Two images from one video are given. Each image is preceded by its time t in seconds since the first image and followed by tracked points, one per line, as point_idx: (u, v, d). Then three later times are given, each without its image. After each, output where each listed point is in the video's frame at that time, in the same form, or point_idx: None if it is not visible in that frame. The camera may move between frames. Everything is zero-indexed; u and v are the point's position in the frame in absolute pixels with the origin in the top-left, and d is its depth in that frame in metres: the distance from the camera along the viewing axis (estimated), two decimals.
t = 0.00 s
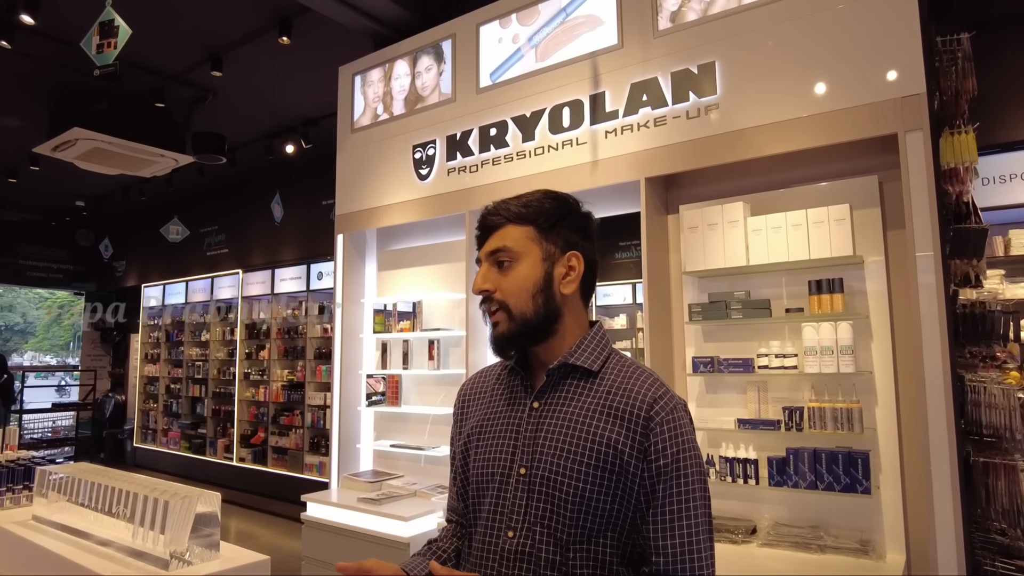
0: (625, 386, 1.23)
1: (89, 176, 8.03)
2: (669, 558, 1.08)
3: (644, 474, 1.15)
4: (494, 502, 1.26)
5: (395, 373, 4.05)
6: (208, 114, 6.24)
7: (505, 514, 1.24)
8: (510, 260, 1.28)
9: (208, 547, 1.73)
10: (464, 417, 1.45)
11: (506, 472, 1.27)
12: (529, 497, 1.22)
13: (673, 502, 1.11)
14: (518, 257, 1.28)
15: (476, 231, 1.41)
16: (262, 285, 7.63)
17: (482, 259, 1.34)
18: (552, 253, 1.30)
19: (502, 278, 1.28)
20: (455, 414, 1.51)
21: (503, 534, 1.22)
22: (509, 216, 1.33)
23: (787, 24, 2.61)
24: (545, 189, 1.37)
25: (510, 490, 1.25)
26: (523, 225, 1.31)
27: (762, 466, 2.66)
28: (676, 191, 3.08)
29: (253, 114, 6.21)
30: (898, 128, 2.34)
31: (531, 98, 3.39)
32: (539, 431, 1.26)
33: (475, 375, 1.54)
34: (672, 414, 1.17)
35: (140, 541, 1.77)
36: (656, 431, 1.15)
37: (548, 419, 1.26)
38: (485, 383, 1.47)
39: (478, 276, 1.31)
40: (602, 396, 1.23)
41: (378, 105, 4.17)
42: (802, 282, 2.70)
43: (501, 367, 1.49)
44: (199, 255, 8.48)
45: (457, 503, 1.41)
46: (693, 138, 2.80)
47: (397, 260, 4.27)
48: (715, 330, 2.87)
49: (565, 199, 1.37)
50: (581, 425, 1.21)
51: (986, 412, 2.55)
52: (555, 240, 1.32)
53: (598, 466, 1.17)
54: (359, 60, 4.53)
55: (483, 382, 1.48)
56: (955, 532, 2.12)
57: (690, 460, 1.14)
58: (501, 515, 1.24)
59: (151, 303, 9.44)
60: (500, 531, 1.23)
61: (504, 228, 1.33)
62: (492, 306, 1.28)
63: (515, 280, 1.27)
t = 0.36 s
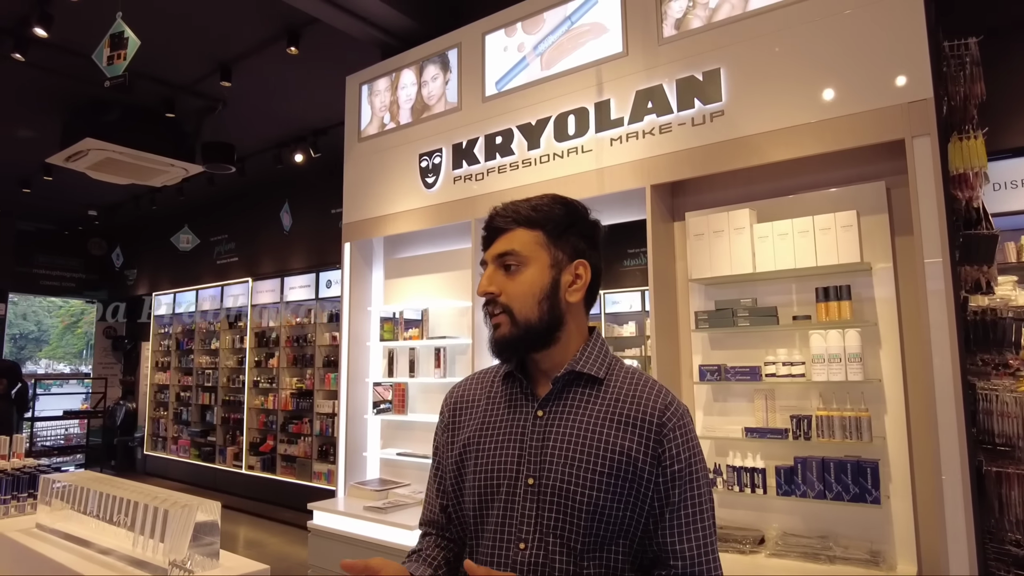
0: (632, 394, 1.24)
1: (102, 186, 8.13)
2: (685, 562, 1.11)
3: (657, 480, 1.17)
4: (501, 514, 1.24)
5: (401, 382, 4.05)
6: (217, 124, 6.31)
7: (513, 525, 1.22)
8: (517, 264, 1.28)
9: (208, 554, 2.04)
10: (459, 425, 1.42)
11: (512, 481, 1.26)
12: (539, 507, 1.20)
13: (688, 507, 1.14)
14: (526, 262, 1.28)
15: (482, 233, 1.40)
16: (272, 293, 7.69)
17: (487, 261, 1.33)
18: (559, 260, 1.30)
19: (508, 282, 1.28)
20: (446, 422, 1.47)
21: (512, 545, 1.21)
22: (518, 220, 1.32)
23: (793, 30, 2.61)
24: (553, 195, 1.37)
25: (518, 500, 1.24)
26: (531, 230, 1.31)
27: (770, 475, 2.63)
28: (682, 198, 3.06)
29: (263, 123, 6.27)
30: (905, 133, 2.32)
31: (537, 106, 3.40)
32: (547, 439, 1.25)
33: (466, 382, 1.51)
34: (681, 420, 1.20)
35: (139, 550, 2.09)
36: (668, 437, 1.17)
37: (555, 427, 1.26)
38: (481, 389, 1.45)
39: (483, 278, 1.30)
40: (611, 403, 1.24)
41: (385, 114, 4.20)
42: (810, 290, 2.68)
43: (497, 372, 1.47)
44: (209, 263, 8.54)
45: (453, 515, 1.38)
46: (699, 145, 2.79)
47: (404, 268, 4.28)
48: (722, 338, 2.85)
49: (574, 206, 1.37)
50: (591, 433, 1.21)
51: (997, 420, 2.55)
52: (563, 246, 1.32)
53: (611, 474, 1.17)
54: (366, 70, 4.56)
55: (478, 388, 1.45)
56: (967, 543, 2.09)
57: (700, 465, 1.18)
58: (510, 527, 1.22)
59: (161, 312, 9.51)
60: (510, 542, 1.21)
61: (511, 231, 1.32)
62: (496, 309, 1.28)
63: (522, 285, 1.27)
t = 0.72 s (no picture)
0: (631, 395, 1.23)
1: (109, 192, 8.19)
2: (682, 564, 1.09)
3: (653, 481, 1.15)
4: (503, 517, 1.24)
5: (405, 387, 4.04)
6: (223, 130, 6.35)
7: (514, 528, 1.22)
8: (521, 268, 1.28)
9: (212, 558, 2.03)
10: (464, 430, 1.43)
11: (512, 484, 1.26)
12: (538, 510, 1.20)
13: (685, 508, 1.12)
14: (530, 267, 1.28)
15: (486, 237, 1.40)
16: (277, 298, 7.71)
17: (491, 265, 1.33)
18: (563, 265, 1.30)
19: (512, 286, 1.28)
20: (452, 427, 1.48)
21: (513, 548, 1.20)
22: (521, 224, 1.32)
23: (795, 34, 2.61)
24: (558, 199, 1.37)
25: (518, 503, 1.23)
26: (534, 233, 1.31)
27: (775, 480, 2.62)
28: (687, 203, 3.06)
29: (268, 129, 6.31)
30: (910, 136, 2.31)
31: (541, 111, 3.41)
32: (546, 442, 1.25)
33: (472, 387, 1.51)
34: (678, 421, 1.18)
35: (142, 554, 2.10)
36: (664, 437, 1.16)
37: (554, 430, 1.25)
38: (485, 394, 1.45)
39: (487, 282, 1.30)
40: (609, 405, 1.23)
41: (389, 119, 4.21)
42: (814, 294, 2.67)
43: (501, 377, 1.47)
44: (214, 269, 8.58)
45: (459, 519, 1.38)
46: (703, 149, 2.79)
47: (408, 273, 4.28)
48: (727, 342, 2.84)
49: (577, 210, 1.37)
50: (589, 434, 1.21)
51: (1005, 426, 2.55)
52: (567, 251, 1.32)
53: (608, 476, 1.16)
54: (370, 76, 4.59)
55: (483, 393, 1.45)
56: (975, 549, 2.07)
57: (698, 466, 1.15)
58: (510, 529, 1.22)
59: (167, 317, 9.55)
60: (511, 546, 1.21)
61: (515, 234, 1.32)
62: (500, 314, 1.28)
63: (526, 289, 1.26)
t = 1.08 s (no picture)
0: (630, 404, 1.23)
1: (114, 197, 8.24)
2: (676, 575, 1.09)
3: (649, 490, 1.16)
4: (500, 523, 1.25)
5: (409, 392, 4.06)
6: (228, 135, 6.38)
7: (510, 534, 1.22)
8: (523, 276, 1.28)
9: (217, 563, 2.03)
10: (465, 435, 1.43)
11: (510, 491, 1.26)
12: (534, 516, 1.20)
13: (680, 519, 1.12)
14: (531, 274, 1.28)
15: (488, 244, 1.41)
16: (282, 303, 7.74)
17: (493, 272, 1.34)
18: (565, 272, 1.31)
19: (513, 294, 1.28)
20: (454, 431, 1.49)
21: (509, 554, 1.21)
22: (523, 231, 1.33)
23: (797, 39, 2.62)
24: (561, 206, 1.37)
25: (515, 510, 1.24)
26: (535, 241, 1.32)
27: (779, 485, 2.61)
28: (690, 208, 3.05)
29: (273, 135, 6.34)
30: (912, 141, 2.31)
31: (544, 117, 3.42)
32: (545, 448, 1.25)
33: (475, 392, 1.52)
34: (676, 431, 1.18)
35: (145, 558, 2.11)
36: (661, 447, 1.16)
37: (553, 437, 1.26)
38: (487, 399, 1.45)
39: (489, 290, 1.31)
40: (608, 413, 1.23)
41: (393, 125, 4.23)
42: (818, 299, 2.66)
43: (504, 383, 1.47)
44: (219, 273, 8.61)
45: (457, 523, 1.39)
46: (706, 154, 2.80)
47: (412, 278, 4.30)
48: (730, 347, 2.83)
49: (579, 217, 1.37)
50: (586, 443, 1.21)
51: (1010, 431, 2.56)
52: (569, 259, 1.32)
53: (605, 484, 1.16)
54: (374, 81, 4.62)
55: (485, 399, 1.46)
56: (981, 555, 2.06)
57: (695, 477, 1.15)
58: (506, 535, 1.23)
59: (172, 322, 9.59)
60: (506, 552, 1.21)
61: (516, 242, 1.33)
62: (501, 322, 1.29)
63: (527, 297, 1.27)
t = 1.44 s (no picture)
0: (632, 406, 1.25)
1: (119, 203, 8.27)
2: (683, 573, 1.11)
3: (655, 491, 1.17)
4: (500, 527, 1.24)
5: (412, 396, 4.07)
6: (232, 141, 6.41)
7: (512, 537, 1.22)
8: (520, 283, 1.29)
9: (219, 565, 2.06)
10: (460, 439, 1.43)
11: (512, 494, 1.26)
12: (537, 519, 1.20)
13: (686, 518, 1.15)
14: (529, 282, 1.28)
15: (481, 250, 1.40)
16: (284, 308, 7.76)
17: (489, 279, 1.34)
18: (562, 278, 1.31)
19: (511, 301, 1.28)
20: (448, 435, 1.48)
21: (511, 558, 1.20)
22: (518, 237, 1.33)
23: (799, 43, 2.63)
24: (556, 210, 1.38)
25: (517, 513, 1.23)
26: (531, 247, 1.32)
27: (783, 490, 2.60)
28: (693, 212, 3.06)
29: (277, 140, 6.37)
30: (914, 145, 2.32)
31: (546, 122, 3.43)
32: (546, 451, 1.25)
33: (468, 396, 1.52)
34: (679, 433, 1.20)
35: (147, 560, 2.11)
36: (666, 448, 1.18)
37: (554, 440, 1.26)
38: (482, 403, 1.45)
39: (486, 298, 1.31)
40: (610, 416, 1.24)
41: (396, 130, 4.25)
42: (820, 303, 2.66)
43: (498, 387, 1.47)
44: (223, 278, 8.64)
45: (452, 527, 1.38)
46: (708, 158, 2.80)
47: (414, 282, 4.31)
48: (733, 351, 2.83)
49: (574, 221, 1.37)
50: (590, 445, 1.21)
51: (1013, 434, 2.58)
52: (565, 265, 1.32)
53: (610, 486, 1.17)
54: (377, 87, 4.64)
55: (480, 402, 1.45)
56: (986, 559, 2.05)
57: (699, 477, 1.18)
58: (508, 539, 1.23)
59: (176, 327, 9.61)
60: (508, 555, 1.21)
61: (512, 248, 1.33)
62: (500, 330, 1.28)
63: (526, 305, 1.27)
